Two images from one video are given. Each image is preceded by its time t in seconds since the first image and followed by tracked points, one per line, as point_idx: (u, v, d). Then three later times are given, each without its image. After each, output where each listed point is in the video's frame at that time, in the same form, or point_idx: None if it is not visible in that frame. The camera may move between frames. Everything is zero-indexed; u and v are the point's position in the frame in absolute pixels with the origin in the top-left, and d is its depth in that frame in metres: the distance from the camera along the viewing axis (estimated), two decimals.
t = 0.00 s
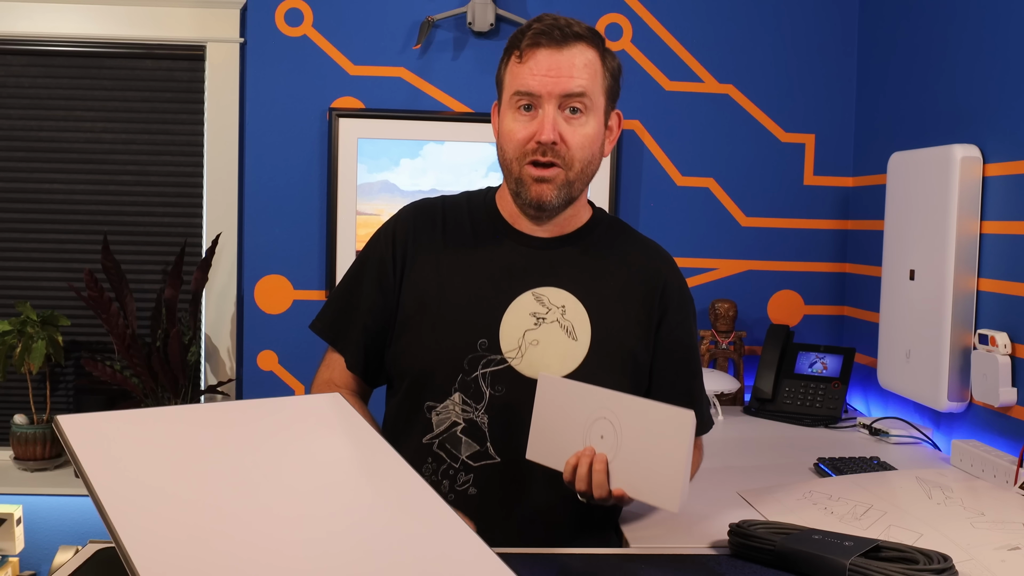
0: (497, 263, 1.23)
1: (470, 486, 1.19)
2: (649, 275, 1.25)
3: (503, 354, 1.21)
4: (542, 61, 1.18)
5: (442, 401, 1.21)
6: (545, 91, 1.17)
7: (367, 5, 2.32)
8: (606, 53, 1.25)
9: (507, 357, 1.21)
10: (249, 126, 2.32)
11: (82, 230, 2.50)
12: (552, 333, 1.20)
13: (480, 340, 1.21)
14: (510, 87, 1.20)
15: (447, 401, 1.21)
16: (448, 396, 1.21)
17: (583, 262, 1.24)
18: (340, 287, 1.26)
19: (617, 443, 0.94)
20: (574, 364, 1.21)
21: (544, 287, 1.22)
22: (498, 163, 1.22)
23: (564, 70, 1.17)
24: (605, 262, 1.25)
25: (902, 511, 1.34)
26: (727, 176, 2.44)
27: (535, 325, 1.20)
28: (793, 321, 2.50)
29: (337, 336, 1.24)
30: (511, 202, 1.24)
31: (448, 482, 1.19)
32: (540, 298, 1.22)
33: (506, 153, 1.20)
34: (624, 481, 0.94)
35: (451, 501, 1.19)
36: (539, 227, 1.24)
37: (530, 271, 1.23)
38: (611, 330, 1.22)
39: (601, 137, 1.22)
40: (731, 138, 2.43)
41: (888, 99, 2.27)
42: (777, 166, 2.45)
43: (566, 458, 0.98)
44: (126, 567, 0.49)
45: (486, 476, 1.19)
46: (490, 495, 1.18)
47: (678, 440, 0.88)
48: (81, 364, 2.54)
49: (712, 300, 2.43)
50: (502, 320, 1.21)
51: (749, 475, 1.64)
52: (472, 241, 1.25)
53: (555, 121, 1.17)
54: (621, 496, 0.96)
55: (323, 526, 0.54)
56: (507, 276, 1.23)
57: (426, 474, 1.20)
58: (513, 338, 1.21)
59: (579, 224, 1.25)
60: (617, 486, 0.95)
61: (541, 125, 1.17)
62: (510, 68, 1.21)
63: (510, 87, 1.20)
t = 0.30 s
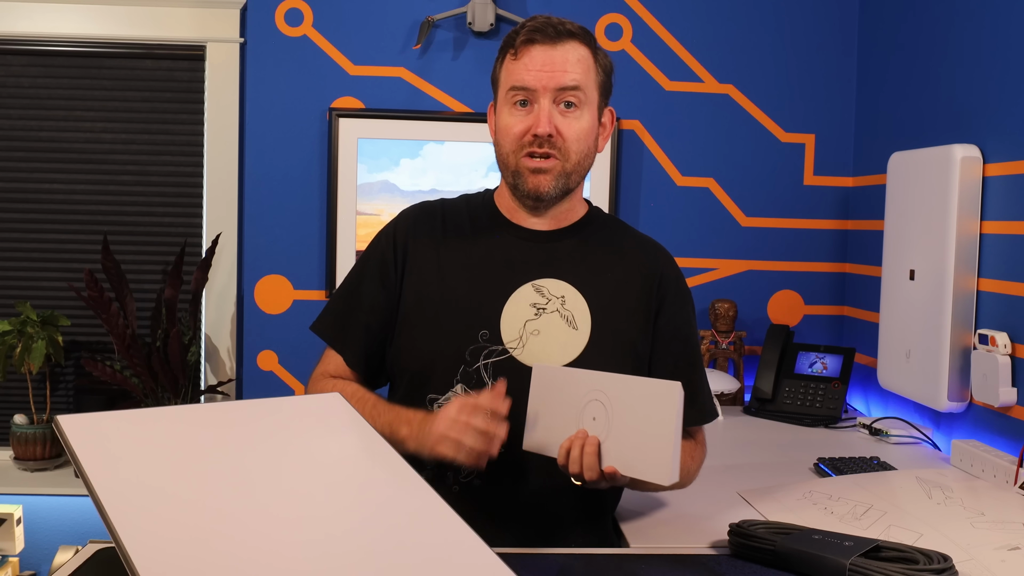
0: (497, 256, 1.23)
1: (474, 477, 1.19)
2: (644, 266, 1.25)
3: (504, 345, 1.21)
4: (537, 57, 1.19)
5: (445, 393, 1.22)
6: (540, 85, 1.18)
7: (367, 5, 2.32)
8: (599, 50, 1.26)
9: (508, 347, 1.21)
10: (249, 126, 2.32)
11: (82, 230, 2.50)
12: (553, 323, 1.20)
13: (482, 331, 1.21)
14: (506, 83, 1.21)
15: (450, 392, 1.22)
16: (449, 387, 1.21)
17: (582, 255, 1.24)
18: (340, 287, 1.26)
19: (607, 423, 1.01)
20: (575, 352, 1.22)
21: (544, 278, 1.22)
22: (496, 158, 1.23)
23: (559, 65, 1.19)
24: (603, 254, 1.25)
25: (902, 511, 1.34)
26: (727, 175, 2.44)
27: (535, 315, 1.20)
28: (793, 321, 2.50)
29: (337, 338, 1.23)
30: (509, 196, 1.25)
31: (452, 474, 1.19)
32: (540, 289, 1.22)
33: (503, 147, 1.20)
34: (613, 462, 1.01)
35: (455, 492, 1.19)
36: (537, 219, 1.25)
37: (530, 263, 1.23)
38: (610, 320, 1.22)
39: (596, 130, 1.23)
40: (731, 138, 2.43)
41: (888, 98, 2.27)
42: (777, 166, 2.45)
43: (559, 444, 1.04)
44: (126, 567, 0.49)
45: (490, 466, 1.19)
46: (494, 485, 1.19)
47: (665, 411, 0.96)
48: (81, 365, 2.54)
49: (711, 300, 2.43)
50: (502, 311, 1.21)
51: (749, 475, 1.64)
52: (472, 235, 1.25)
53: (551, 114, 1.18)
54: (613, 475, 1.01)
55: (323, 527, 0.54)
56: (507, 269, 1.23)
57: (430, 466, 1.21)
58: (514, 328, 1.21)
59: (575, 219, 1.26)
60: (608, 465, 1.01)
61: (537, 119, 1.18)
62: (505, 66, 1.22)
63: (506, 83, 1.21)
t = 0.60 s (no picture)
0: (500, 254, 1.23)
1: (477, 475, 1.18)
2: (645, 264, 1.26)
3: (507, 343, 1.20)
4: (538, 59, 1.19)
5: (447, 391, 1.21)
6: (541, 87, 1.18)
7: (367, 5, 2.32)
8: (600, 52, 1.26)
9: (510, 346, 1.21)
10: (249, 126, 2.32)
11: (82, 230, 2.50)
12: (555, 321, 1.20)
13: (485, 328, 1.20)
14: (507, 85, 1.21)
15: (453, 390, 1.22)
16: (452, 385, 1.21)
17: (583, 254, 1.24)
18: (342, 285, 1.26)
19: (601, 414, 1.01)
20: (577, 350, 1.21)
21: (546, 276, 1.22)
22: (497, 159, 1.23)
23: (560, 67, 1.19)
24: (604, 253, 1.25)
25: (901, 511, 1.34)
26: (727, 175, 2.44)
27: (538, 313, 1.20)
28: (793, 321, 2.50)
29: (340, 335, 1.22)
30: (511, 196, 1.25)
31: (455, 472, 1.18)
32: (542, 288, 1.21)
33: (504, 148, 1.20)
34: (606, 452, 1.01)
35: (458, 491, 1.18)
36: (538, 217, 1.25)
37: (532, 261, 1.23)
38: (610, 319, 1.22)
39: (597, 132, 1.23)
40: (731, 138, 2.43)
41: (888, 98, 2.27)
42: (777, 166, 2.45)
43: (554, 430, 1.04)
44: (126, 567, 0.49)
45: (493, 464, 1.19)
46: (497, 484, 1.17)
47: (658, 405, 0.96)
48: (81, 365, 2.54)
49: (711, 300, 2.43)
50: (504, 310, 1.21)
51: (749, 475, 1.64)
52: (476, 234, 1.25)
53: (551, 116, 1.18)
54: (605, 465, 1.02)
55: (321, 526, 0.54)
56: (510, 266, 1.23)
57: (433, 464, 1.19)
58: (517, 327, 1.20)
59: (577, 218, 1.26)
60: (600, 455, 1.01)
61: (538, 120, 1.18)
62: (506, 68, 1.22)
63: (506, 86, 1.21)
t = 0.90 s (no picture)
0: (504, 253, 1.23)
1: (482, 474, 1.18)
2: (651, 265, 1.26)
3: (512, 342, 1.21)
4: (530, 58, 1.19)
5: (450, 390, 1.21)
6: (531, 85, 1.19)
7: (367, 5, 2.32)
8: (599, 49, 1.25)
9: (516, 344, 1.21)
10: (249, 126, 2.32)
11: (82, 230, 2.50)
12: (560, 320, 1.20)
13: (490, 328, 1.21)
14: (501, 84, 1.22)
15: (457, 388, 1.21)
16: (456, 384, 1.21)
17: (588, 254, 1.24)
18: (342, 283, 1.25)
19: (683, 405, 0.96)
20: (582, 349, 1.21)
21: (551, 275, 1.22)
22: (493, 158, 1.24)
23: (551, 65, 1.19)
24: (609, 254, 1.25)
25: (902, 512, 1.34)
26: (727, 175, 2.44)
27: (542, 312, 1.20)
28: (793, 321, 2.50)
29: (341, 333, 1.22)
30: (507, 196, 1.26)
31: (459, 470, 1.19)
32: (547, 286, 1.22)
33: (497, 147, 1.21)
34: (695, 442, 0.96)
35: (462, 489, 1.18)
36: (538, 217, 1.25)
37: (537, 262, 1.23)
38: (616, 319, 1.22)
39: (591, 130, 1.22)
40: (730, 138, 2.43)
41: (888, 98, 2.27)
42: (777, 166, 2.45)
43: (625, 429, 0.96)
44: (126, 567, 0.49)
45: (498, 463, 1.18)
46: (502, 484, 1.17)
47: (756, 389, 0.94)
48: (81, 365, 2.54)
49: (711, 300, 2.43)
50: (509, 308, 1.21)
51: (749, 475, 1.64)
52: (480, 233, 1.25)
53: (541, 114, 1.18)
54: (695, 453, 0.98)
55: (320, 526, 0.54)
56: (512, 266, 1.23)
57: (437, 463, 1.19)
58: (522, 325, 1.21)
59: (579, 217, 1.25)
60: (691, 445, 0.97)
61: (528, 119, 1.19)
62: (501, 67, 1.23)
63: (500, 85, 1.22)
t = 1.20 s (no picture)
0: (505, 258, 1.23)
1: (482, 481, 1.18)
2: (655, 269, 1.26)
3: (515, 348, 1.21)
4: (536, 68, 1.18)
5: (451, 396, 1.21)
6: (537, 97, 1.17)
7: (367, 4, 2.32)
8: (606, 55, 1.24)
9: (519, 351, 1.21)
10: (249, 126, 2.32)
11: (82, 230, 2.50)
12: (563, 327, 1.20)
13: (491, 334, 1.21)
14: (507, 93, 1.21)
15: (458, 395, 1.20)
16: (458, 389, 1.20)
17: (592, 259, 1.24)
18: (343, 286, 1.25)
19: (727, 429, 0.95)
20: (584, 357, 1.21)
21: (554, 282, 1.22)
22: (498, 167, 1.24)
23: (558, 77, 1.17)
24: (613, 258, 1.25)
25: (902, 512, 1.34)
26: (727, 175, 2.44)
27: (545, 319, 1.20)
28: (793, 321, 2.50)
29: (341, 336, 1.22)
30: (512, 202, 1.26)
31: (459, 476, 1.18)
32: (551, 292, 1.22)
33: (502, 157, 1.21)
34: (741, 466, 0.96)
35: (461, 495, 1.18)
36: (542, 224, 1.25)
37: (541, 267, 1.23)
38: (620, 324, 1.22)
39: (597, 141, 1.21)
40: (730, 138, 2.43)
41: (888, 98, 2.27)
42: (777, 167, 2.45)
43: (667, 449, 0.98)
44: (126, 567, 0.49)
45: (498, 470, 1.18)
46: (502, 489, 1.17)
47: (803, 417, 0.92)
48: (81, 365, 2.54)
49: (712, 300, 2.43)
50: (512, 314, 1.21)
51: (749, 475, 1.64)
52: (481, 235, 1.25)
53: (547, 127, 1.17)
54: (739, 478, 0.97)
55: (320, 526, 0.55)
56: (514, 270, 1.23)
57: (437, 468, 1.19)
58: (524, 332, 1.20)
59: (585, 222, 1.26)
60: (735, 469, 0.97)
61: (533, 131, 1.17)
62: (507, 75, 1.21)
63: (506, 93, 1.21)
